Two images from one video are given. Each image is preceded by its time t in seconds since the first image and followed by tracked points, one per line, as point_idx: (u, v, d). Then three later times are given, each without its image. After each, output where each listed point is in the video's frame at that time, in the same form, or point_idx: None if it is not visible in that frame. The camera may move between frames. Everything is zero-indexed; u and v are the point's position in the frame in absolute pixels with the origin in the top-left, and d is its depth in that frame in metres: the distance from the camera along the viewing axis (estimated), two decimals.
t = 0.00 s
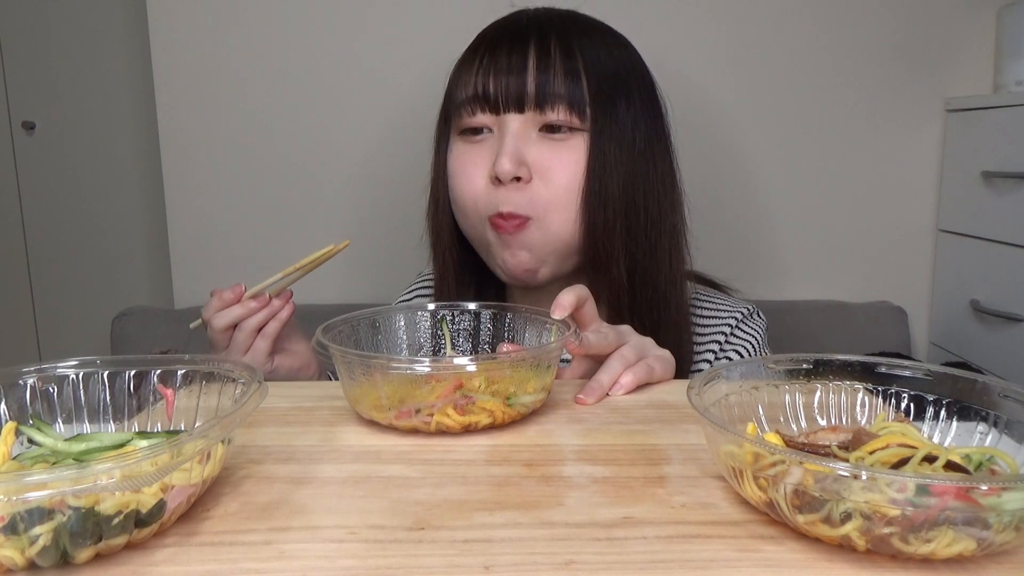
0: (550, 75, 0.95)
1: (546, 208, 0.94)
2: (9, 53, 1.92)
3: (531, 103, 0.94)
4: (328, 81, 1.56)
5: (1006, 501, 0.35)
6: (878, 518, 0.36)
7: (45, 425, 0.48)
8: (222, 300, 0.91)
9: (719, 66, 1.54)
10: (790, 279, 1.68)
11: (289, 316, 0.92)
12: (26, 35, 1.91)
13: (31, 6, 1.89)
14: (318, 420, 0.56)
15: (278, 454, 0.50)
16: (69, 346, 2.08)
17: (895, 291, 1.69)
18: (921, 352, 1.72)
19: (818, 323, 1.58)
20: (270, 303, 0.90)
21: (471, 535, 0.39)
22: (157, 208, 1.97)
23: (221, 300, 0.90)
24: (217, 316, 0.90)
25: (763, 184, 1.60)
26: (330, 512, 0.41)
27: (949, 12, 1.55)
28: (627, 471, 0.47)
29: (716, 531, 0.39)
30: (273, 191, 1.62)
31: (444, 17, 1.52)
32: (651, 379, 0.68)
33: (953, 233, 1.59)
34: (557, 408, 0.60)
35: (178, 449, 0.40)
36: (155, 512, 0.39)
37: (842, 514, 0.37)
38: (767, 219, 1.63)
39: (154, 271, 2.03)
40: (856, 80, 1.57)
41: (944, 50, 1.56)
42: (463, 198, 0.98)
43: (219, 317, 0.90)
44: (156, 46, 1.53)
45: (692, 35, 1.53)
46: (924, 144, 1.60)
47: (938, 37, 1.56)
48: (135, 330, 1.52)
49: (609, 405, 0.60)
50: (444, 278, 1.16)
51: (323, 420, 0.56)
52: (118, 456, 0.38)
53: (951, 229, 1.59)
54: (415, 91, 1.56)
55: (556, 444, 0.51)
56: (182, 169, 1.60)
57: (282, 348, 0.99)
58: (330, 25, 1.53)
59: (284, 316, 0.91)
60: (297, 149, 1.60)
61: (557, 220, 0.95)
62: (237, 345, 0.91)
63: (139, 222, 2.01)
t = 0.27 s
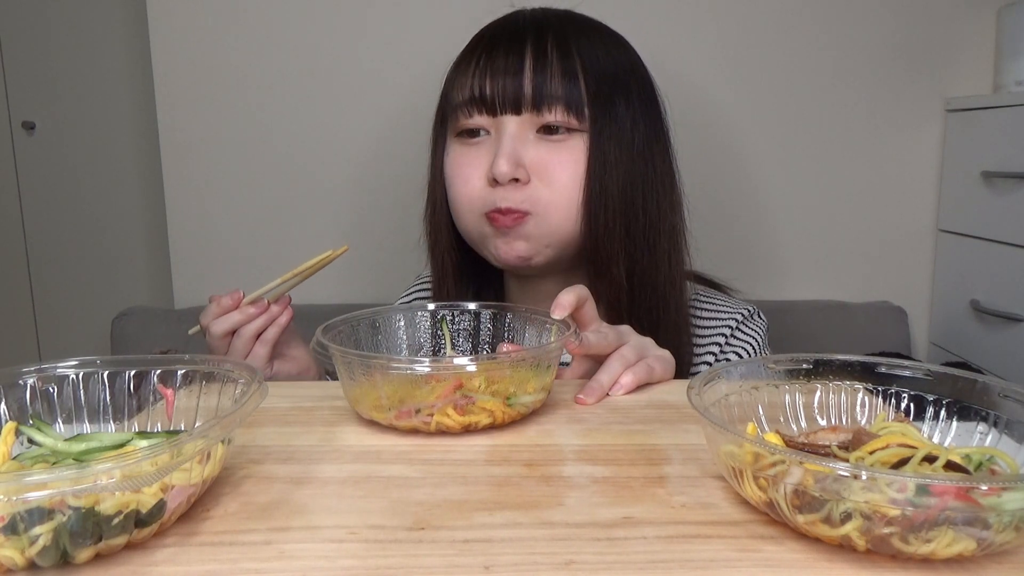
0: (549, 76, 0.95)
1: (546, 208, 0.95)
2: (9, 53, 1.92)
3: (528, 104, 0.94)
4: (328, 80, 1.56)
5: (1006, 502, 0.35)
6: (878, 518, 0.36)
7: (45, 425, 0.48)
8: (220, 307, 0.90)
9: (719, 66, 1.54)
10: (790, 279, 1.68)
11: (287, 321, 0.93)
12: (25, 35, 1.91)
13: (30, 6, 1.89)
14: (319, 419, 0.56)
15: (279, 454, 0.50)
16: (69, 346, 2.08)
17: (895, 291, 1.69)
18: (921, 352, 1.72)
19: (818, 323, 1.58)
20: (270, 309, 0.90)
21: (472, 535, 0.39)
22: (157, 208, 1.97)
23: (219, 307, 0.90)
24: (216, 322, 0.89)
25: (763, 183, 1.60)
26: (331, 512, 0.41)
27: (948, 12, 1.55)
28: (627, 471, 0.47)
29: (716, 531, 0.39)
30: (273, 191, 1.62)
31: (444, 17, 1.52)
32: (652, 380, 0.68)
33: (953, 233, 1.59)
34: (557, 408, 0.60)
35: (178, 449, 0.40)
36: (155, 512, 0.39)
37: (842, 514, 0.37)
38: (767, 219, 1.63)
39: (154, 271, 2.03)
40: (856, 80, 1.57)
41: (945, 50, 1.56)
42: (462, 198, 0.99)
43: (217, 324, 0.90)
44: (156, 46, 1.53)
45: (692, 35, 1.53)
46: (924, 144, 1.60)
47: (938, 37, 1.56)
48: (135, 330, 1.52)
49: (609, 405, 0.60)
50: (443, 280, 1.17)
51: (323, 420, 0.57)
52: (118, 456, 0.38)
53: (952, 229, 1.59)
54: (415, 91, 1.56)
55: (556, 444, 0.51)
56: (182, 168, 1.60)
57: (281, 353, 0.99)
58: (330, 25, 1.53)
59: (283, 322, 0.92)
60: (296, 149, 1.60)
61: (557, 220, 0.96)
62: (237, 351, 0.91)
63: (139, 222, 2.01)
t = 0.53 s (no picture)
0: (635, 89, 0.97)
1: (629, 218, 0.97)
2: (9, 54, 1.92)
3: (614, 117, 0.96)
4: (328, 81, 1.56)
5: (1005, 501, 0.35)
6: (879, 518, 0.36)
7: (45, 425, 0.48)
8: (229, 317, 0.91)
9: (720, 66, 1.54)
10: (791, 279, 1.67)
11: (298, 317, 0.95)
12: (25, 35, 1.91)
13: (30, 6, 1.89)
14: (318, 419, 0.56)
15: (278, 454, 0.50)
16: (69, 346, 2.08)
17: (896, 291, 1.69)
18: (921, 352, 1.72)
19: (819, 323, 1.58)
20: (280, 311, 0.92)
21: (471, 535, 0.39)
22: (157, 208, 1.98)
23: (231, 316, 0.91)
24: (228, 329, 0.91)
25: (764, 183, 1.60)
26: (331, 512, 0.41)
27: (948, 12, 1.55)
28: (627, 471, 0.47)
29: (716, 531, 0.39)
30: (273, 191, 1.62)
31: (444, 17, 1.52)
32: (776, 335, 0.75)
33: (953, 233, 1.59)
34: (557, 408, 0.60)
35: (178, 449, 0.40)
36: (155, 512, 0.39)
37: (842, 514, 0.37)
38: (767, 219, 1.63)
39: (154, 271, 2.03)
40: (857, 80, 1.57)
41: (945, 50, 1.56)
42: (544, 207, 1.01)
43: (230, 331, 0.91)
44: (156, 46, 1.53)
45: (693, 36, 1.52)
46: (924, 144, 1.60)
47: (938, 37, 1.56)
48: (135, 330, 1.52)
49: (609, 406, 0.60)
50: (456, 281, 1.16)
51: (323, 419, 0.56)
52: (118, 456, 0.38)
53: (952, 229, 1.59)
54: (416, 91, 1.56)
55: (556, 444, 0.51)
56: (183, 169, 1.60)
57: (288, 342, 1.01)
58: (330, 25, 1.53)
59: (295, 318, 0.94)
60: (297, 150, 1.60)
61: (638, 229, 0.98)
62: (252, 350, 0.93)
63: (139, 222, 2.01)
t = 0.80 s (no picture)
0: (651, 92, 0.97)
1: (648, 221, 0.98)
2: (9, 54, 1.92)
3: (630, 120, 0.96)
4: (328, 81, 1.56)
5: (1006, 502, 0.35)
6: (879, 518, 0.36)
7: (45, 425, 0.48)
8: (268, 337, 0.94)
9: (721, 66, 1.54)
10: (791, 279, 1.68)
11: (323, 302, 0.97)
12: (25, 35, 1.91)
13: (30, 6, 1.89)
14: (318, 419, 0.56)
15: (278, 454, 0.50)
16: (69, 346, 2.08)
17: (896, 291, 1.69)
18: (921, 351, 1.72)
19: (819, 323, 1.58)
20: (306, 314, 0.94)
21: (472, 535, 0.39)
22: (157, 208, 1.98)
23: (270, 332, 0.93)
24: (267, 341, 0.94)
25: (764, 184, 1.60)
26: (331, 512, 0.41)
27: (948, 12, 1.55)
28: (627, 471, 0.47)
29: (715, 531, 0.39)
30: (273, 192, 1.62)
31: (444, 17, 1.52)
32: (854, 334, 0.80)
33: (953, 233, 1.59)
34: (557, 408, 0.60)
35: (178, 449, 0.40)
36: (155, 512, 0.39)
37: (842, 514, 0.37)
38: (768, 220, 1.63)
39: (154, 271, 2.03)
40: (857, 80, 1.57)
41: (945, 50, 1.56)
42: (560, 210, 1.01)
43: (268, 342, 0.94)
44: (156, 46, 1.53)
45: (693, 36, 1.52)
46: (924, 144, 1.60)
47: (938, 37, 1.56)
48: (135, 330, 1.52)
49: (609, 406, 0.60)
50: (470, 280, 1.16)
51: (323, 419, 0.56)
52: (118, 456, 0.38)
53: (951, 229, 1.60)
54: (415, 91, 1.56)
55: (556, 444, 0.51)
56: (183, 169, 1.60)
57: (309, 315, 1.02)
58: (330, 25, 1.53)
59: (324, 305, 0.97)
60: (297, 150, 1.60)
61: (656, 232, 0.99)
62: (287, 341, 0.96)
63: (139, 222, 2.01)
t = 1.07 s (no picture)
0: (662, 94, 0.97)
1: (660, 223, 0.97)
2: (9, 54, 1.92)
3: (642, 122, 0.96)
4: (328, 81, 1.56)
5: (1009, 501, 0.34)
6: (881, 517, 0.36)
7: (45, 425, 0.48)
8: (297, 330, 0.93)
9: (721, 66, 1.54)
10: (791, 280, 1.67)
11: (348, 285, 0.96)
12: (24, 34, 1.91)
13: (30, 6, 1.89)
14: (318, 419, 0.56)
15: (278, 454, 0.50)
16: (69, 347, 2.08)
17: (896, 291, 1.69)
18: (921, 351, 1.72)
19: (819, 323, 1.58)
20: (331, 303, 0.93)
21: (471, 535, 0.39)
22: (157, 208, 1.98)
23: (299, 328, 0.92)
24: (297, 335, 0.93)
25: (764, 184, 1.60)
26: (331, 512, 0.41)
27: (948, 12, 1.54)
28: (627, 471, 0.47)
29: (715, 531, 0.39)
30: (273, 192, 1.62)
31: (444, 17, 1.52)
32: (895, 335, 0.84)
33: (953, 232, 1.59)
34: (558, 408, 0.60)
35: (178, 449, 0.40)
36: (155, 512, 0.39)
37: (842, 514, 0.37)
38: (767, 220, 1.62)
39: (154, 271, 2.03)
40: (857, 80, 1.57)
41: (945, 50, 1.56)
42: (572, 213, 1.00)
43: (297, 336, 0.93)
44: (156, 45, 1.53)
45: (694, 36, 1.52)
46: (924, 144, 1.60)
47: (938, 37, 1.56)
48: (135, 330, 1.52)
49: (609, 406, 0.60)
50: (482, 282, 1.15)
51: (323, 419, 0.56)
52: (118, 456, 0.38)
53: (951, 229, 1.60)
54: (415, 91, 1.56)
55: (556, 444, 0.51)
56: (183, 168, 1.60)
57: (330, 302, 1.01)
58: (330, 25, 1.53)
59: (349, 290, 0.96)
60: (297, 150, 1.60)
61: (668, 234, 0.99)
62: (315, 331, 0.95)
63: (140, 222, 2.01)
